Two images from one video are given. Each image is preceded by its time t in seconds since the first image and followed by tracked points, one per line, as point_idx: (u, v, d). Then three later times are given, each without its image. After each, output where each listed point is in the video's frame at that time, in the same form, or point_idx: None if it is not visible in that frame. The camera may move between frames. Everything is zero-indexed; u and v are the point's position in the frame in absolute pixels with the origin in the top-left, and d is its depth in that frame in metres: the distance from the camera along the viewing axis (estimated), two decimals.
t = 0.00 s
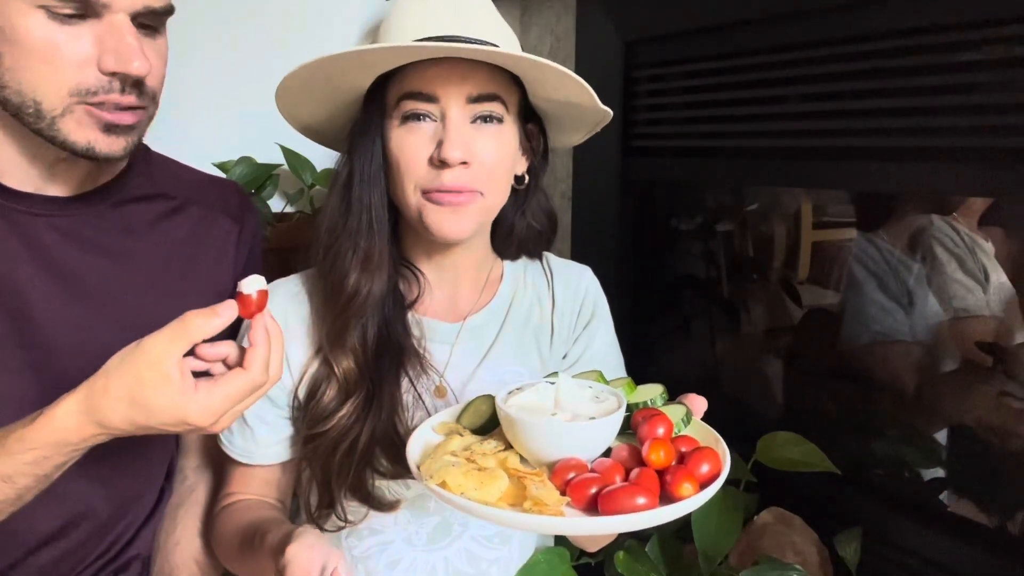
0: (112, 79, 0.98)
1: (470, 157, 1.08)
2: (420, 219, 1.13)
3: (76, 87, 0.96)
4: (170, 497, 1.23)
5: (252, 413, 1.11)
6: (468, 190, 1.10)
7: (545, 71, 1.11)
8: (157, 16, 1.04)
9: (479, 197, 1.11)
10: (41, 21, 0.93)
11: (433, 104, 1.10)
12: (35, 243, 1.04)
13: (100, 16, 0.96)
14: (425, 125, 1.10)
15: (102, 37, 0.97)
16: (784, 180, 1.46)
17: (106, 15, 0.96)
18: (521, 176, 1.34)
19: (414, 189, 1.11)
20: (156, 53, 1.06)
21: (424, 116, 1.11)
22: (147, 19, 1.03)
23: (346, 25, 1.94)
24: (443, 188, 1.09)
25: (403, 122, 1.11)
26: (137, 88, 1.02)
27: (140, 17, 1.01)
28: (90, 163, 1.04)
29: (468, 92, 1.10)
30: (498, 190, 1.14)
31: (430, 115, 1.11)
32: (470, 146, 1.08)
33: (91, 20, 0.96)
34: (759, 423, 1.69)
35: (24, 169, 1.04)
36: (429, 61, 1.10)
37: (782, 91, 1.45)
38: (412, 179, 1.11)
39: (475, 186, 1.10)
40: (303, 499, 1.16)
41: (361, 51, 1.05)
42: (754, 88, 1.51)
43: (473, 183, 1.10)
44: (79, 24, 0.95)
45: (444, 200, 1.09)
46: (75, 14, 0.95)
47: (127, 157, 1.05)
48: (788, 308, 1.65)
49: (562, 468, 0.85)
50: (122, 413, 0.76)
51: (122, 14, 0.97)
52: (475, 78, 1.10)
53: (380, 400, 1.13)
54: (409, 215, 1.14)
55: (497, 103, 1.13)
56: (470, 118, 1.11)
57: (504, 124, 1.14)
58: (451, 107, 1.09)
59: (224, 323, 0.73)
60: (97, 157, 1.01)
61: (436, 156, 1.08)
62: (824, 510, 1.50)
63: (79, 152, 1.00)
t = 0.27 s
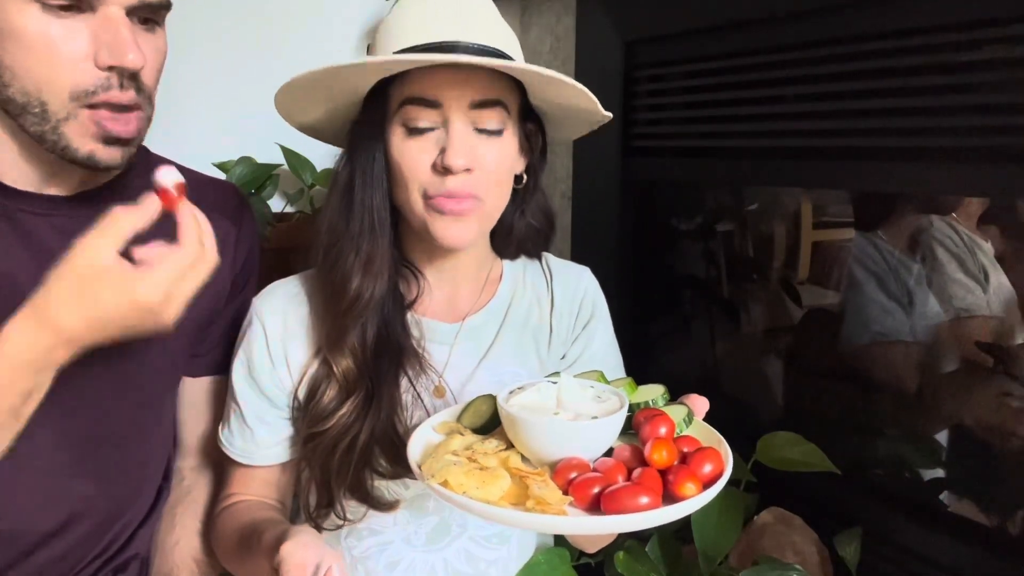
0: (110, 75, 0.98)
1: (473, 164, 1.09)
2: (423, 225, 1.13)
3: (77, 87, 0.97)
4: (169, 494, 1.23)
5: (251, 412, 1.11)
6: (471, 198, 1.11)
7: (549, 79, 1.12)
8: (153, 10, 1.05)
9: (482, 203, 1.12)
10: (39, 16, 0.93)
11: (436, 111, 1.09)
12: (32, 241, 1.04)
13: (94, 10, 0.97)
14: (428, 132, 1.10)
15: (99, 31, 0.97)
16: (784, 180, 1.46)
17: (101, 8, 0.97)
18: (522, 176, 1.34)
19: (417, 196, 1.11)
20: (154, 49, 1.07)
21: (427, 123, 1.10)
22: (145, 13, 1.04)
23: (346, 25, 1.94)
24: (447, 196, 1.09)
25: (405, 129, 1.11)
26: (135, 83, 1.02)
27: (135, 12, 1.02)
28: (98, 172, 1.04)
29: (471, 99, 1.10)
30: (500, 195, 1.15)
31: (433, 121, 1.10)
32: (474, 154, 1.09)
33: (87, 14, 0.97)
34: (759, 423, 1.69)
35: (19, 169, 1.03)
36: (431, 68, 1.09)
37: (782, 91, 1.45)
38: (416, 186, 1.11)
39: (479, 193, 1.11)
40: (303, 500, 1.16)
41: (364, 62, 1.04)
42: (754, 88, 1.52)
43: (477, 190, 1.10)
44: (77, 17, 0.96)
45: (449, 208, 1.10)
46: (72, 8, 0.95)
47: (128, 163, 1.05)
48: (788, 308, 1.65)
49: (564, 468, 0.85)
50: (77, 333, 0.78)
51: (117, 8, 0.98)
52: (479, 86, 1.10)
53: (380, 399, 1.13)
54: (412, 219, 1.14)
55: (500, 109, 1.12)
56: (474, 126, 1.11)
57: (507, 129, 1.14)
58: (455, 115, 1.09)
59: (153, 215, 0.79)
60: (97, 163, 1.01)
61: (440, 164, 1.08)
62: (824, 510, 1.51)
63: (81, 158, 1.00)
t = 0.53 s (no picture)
0: (87, 81, 0.95)
1: (486, 178, 1.09)
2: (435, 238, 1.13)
3: (53, 91, 0.94)
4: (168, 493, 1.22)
5: (251, 412, 1.11)
6: (484, 212, 1.11)
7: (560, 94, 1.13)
8: (147, 19, 1.02)
9: (494, 216, 1.13)
10: (20, 19, 0.92)
11: (449, 125, 1.09)
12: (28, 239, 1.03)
13: (81, 17, 0.95)
14: (440, 146, 1.09)
15: (82, 38, 0.95)
16: (784, 180, 1.47)
17: (87, 15, 0.95)
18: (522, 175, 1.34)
19: (430, 210, 1.11)
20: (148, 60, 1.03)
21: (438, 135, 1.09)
22: (138, 22, 1.01)
23: (346, 24, 1.94)
24: (461, 211, 1.10)
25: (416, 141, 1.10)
26: (116, 92, 0.98)
27: (128, 20, 0.99)
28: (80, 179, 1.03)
29: (483, 112, 1.09)
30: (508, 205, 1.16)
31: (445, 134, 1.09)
32: (486, 167, 1.09)
33: (74, 20, 0.95)
34: (759, 423, 1.69)
35: None
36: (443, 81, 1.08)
37: (782, 91, 1.45)
38: (428, 201, 1.10)
39: (491, 206, 1.12)
40: (302, 500, 1.16)
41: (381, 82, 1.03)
42: (753, 87, 1.52)
43: (489, 204, 1.11)
44: (63, 23, 0.94)
45: (463, 224, 1.10)
46: (59, 13, 0.94)
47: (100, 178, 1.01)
48: (788, 307, 1.65)
49: (566, 463, 0.85)
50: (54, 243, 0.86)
51: (104, 16, 0.96)
52: (492, 99, 1.09)
53: (380, 403, 1.13)
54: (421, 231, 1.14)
55: (510, 121, 1.13)
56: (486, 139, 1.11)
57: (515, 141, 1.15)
58: (468, 130, 1.09)
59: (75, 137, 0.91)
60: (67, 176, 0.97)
61: (453, 179, 1.08)
62: (824, 510, 1.50)
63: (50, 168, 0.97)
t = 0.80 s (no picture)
0: (78, 49, 0.95)
1: (490, 185, 1.09)
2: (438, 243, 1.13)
3: (45, 61, 0.93)
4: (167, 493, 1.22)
5: (251, 413, 1.11)
6: (487, 218, 1.11)
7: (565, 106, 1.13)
8: None
9: (496, 221, 1.14)
10: None
11: (454, 134, 1.08)
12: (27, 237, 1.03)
13: None
14: (444, 154, 1.09)
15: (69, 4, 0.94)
16: (784, 180, 1.47)
17: None
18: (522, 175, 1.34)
19: (433, 217, 1.11)
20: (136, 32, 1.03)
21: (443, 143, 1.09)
22: None
23: (346, 24, 1.94)
24: (465, 218, 1.10)
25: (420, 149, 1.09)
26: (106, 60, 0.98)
27: None
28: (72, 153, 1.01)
29: (488, 121, 1.09)
30: (509, 208, 1.16)
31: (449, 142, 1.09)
32: (490, 175, 1.09)
33: None
34: (759, 422, 1.69)
35: None
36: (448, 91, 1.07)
37: (782, 91, 1.45)
38: (432, 208, 1.10)
39: (494, 212, 1.12)
40: (302, 501, 1.16)
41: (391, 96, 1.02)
42: (753, 87, 1.52)
43: (492, 210, 1.12)
44: None
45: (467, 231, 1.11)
46: None
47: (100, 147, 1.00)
48: (788, 307, 1.65)
49: (567, 463, 0.85)
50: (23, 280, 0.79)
51: None
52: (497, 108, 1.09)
53: (382, 405, 1.13)
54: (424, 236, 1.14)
55: (514, 129, 1.13)
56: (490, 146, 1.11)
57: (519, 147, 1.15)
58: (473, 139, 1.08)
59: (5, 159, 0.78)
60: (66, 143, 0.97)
61: (457, 186, 1.08)
62: (824, 510, 1.50)
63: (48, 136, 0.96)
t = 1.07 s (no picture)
0: (50, 42, 0.95)
1: (477, 169, 1.09)
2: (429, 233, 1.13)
3: (17, 50, 0.95)
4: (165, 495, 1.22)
5: (251, 413, 1.11)
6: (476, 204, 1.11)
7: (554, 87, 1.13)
8: None
9: (488, 209, 1.13)
10: None
11: (440, 115, 1.09)
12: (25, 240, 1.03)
13: None
14: (431, 135, 1.10)
15: None
16: (784, 180, 1.47)
17: None
18: (522, 176, 1.34)
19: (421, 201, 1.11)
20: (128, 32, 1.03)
21: (431, 125, 1.10)
22: None
23: (346, 24, 1.94)
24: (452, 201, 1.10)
25: (408, 130, 1.11)
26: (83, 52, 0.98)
27: None
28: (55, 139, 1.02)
29: (473, 103, 1.10)
30: (503, 199, 1.15)
31: (437, 124, 1.10)
32: (478, 158, 1.09)
33: None
34: (759, 422, 1.69)
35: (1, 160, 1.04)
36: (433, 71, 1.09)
37: (782, 91, 1.45)
38: (418, 190, 1.11)
39: (484, 198, 1.11)
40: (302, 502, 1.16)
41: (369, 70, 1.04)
42: (753, 87, 1.52)
43: (481, 196, 1.11)
44: None
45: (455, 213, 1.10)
46: None
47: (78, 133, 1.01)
48: (788, 307, 1.65)
49: (566, 467, 0.85)
50: (9, 288, 0.79)
51: None
52: (483, 90, 1.10)
53: (382, 405, 1.13)
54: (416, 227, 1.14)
55: (503, 113, 1.13)
56: (477, 128, 1.11)
57: (510, 134, 1.15)
58: (459, 120, 1.09)
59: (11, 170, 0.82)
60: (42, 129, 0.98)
61: (444, 170, 1.08)
62: (824, 510, 1.50)
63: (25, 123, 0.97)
